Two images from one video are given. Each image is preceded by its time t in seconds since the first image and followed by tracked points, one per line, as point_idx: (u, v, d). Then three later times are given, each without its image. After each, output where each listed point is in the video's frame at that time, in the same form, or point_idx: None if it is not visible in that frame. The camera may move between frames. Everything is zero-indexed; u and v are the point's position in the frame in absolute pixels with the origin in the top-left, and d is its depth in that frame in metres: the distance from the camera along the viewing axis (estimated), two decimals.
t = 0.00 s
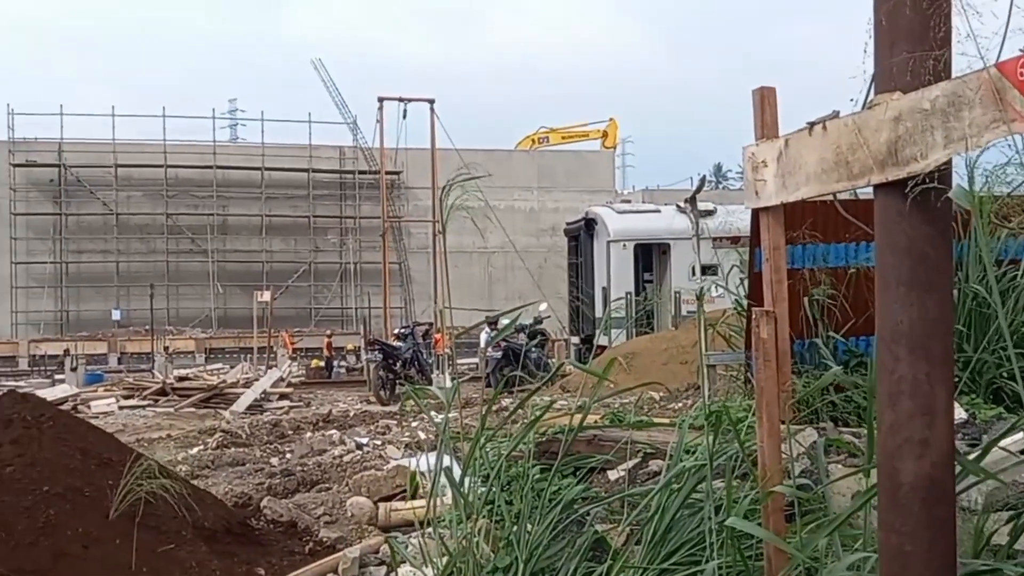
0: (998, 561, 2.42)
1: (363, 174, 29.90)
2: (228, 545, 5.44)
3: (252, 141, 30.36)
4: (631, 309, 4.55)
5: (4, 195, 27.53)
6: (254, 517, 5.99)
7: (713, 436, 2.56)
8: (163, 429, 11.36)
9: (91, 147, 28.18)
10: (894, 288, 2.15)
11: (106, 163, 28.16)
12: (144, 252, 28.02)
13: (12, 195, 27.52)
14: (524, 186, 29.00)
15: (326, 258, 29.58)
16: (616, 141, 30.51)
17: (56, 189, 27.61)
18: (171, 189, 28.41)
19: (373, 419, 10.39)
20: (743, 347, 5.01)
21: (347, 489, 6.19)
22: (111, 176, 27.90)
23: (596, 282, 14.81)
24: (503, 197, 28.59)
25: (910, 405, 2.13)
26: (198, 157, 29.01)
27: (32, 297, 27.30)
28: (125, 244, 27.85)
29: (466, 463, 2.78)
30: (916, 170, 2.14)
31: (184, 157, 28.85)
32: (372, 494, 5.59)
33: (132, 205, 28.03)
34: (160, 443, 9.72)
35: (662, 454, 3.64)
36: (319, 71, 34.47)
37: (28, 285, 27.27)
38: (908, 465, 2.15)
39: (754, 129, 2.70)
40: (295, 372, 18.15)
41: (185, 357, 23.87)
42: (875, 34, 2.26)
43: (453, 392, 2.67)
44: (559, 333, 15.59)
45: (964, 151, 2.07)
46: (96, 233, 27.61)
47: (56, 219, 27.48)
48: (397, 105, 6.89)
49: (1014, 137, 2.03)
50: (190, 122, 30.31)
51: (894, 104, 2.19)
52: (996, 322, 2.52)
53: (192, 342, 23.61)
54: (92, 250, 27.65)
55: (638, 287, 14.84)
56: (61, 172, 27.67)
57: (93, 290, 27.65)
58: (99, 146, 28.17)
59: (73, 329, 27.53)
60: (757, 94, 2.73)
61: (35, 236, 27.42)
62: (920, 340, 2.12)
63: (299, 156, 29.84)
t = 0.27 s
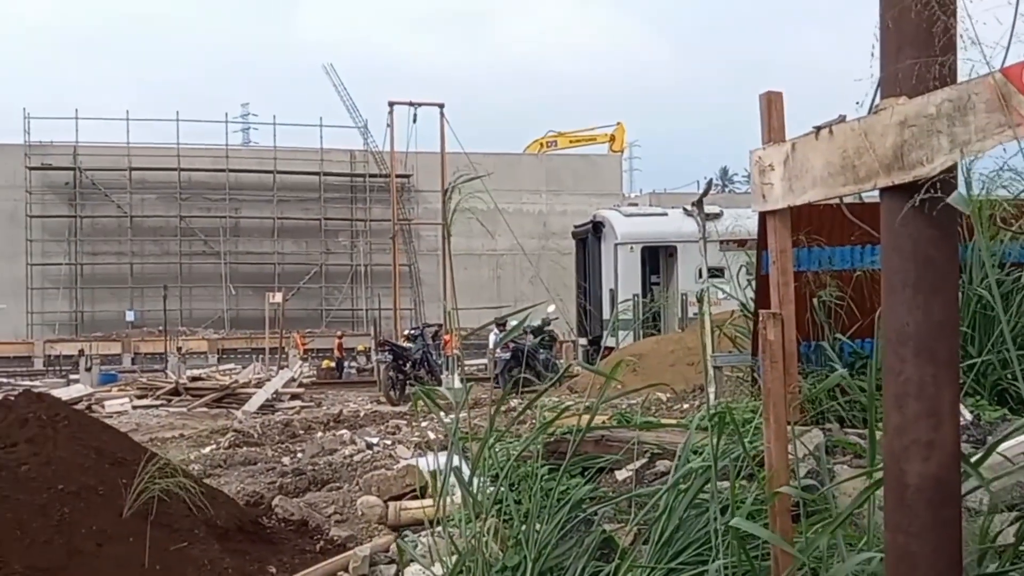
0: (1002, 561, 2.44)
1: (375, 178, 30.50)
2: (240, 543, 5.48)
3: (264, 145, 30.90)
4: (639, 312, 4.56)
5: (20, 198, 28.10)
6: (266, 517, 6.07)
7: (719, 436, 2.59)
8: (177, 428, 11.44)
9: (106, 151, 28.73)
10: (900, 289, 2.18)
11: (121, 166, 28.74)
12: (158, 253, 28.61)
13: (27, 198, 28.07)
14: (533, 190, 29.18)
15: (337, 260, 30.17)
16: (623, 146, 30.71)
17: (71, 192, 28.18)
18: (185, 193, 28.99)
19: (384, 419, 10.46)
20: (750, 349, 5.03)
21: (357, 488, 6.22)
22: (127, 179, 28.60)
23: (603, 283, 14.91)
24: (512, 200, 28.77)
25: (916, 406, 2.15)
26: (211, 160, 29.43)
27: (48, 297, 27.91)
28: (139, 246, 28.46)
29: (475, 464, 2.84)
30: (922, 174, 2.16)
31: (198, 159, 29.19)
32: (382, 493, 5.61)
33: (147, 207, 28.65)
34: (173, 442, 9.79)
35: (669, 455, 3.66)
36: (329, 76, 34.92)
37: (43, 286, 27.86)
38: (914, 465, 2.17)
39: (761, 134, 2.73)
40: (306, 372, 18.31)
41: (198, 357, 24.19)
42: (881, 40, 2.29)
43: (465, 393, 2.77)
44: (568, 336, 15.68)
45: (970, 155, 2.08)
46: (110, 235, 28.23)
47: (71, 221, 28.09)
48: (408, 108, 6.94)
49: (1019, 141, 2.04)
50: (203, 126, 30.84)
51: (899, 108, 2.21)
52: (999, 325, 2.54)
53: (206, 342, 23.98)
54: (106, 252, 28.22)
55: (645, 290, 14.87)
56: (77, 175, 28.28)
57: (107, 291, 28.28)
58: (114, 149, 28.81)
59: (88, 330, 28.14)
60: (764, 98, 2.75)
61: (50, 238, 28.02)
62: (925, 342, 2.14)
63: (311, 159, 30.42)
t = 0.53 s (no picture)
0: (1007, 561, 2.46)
1: (385, 180, 30.72)
2: (252, 541, 5.51)
3: (276, 147, 31.21)
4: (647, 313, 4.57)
5: (35, 199, 28.56)
6: (277, 515, 6.11)
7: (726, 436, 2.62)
8: (189, 427, 11.51)
9: (120, 153, 29.11)
10: (906, 290, 2.20)
11: (134, 168, 29.12)
12: (171, 254, 28.87)
13: (42, 200, 28.52)
14: (541, 192, 29.25)
15: (347, 261, 30.40)
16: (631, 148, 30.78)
17: (85, 194, 28.64)
18: (197, 195, 29.39)
19: (394, 419, 10.50)
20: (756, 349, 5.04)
21: (367, 486, 6.25)
22: (139, 181, 28.99)
23: (610, 285, 14.92)
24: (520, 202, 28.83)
25: (922, 407, 2.17)
26: (223, 164, 29.87)
27: (63, 298, 28.25)
28: (152, 247, 28.77)
29: (484, 463, 2.87)
30: (929, 176, 2.18)
31: (211, 163, 29.77)
32: (392, 491, 5.65)
33: (160, 209, 29.01)
34: (185, 441, 9.84)
35: (676, 455, 3.69)
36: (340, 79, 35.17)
37: (58, 287, 28.23)
38: (920, 465, 2.18)
39: (767, 137, 2.74)
40: (317, 372, 18.39)
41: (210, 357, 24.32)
42: (886, 44, 2.30)
43: (473, 394, 2.78)
44: (576, 337, 15.71)
45: (974, 158, 2.10)
46: (124, 236, 28.58)
47: (86, 222, 28.49)
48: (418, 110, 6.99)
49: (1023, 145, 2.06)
50: (215, 128, 31.20)
51: (905, 112, 2.22)
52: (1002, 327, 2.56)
53: (218, 342, 24.11)
54: (120, 253, 28.57)
55: (652, 292, 14.88)
56: (90, 177, 28.69)
57: (121, 291, 28.62)
58: (128, 152, 29.16)
59: (101, 330, 28.51)
60: (770, 102, 2.77)
61: (65, 239, 28.43)
62: (931, 343, 2.16)
63: (322, 162, 30.72)
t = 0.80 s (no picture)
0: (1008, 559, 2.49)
1: (394, 181, 30.83)
2: (264, 537, 5.56)
3: (287, 149, 31.35)
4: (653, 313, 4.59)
5: (50, 199, 28.58)
6: (288, 512, 6.16)
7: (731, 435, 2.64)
8: (201, 425, 11.57)
9: (133, 154, 29.32)
10: (911, 291, 2.22)
11: (148, 169, 29.30)
12: (184, 254, 29.03)
13: (56, 200, 28.57)
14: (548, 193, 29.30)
15: (357, 261, 30.52)
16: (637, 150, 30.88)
17: (100, 195, 28.82)
18: (210, 195, 29.58)
19: (403, 417, 10.55)
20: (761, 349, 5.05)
21: (377, 483, 6.30)
22: (153, 182, 29.13)
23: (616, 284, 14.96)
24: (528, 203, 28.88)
25: (927, 407, 2.19)
26: (235, 165, 30.06)
27: (77, 297, 28.41)
28: (165, 247, 28.94)
29: (492, 461, 2.91)
30: (933, 178, 2.20)
31: (222, 163, 29.86)
32: (400, 489, 5.68)
33: (173, 209, 29.22)
34: (197, 439, 9.90)
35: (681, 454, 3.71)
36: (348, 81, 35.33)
37: (73, 286, 28.34)
38: (924, 464, 2.21)
39: (772, 139, 2.76)
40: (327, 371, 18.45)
41: (221, 356, 24.38)
42: (892, 48, 2.32)
43: (481, 392, 2.81)
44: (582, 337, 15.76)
45: (977, 161, 2.12)
46: (138, 236, 28.77)
47: (101, 222, 28.63)
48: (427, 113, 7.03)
49: None
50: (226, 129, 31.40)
51: (909, 114, 2.25)
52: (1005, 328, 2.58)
53: (230, 341, 24.19)
54: (134, 253, 28.72)
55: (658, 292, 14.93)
56: (105, 178, 28.87)
57: (134, 291, 28.76)
58: (141, 153, 29.37)
59: (116, 329, 28.72)
60: (775, 104, 2.78)
61: (80, 239, 28.53)
62: (935, 343, 2.18)
63: (332, 163, 30.90)
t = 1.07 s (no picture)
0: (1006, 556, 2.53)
1: (403, 182, 30.95)
2: (275, 532, 5.61)
3: (298, 149, 31.48)
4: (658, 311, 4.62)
5: (65, 199, 28.67)
6: (299, 507, 6.21)
7: (735, 433, 2.68)
8: (213, 422, 11.64)
9: (147, 154, 29.50)
10: (913, 290, 2.25)
11: (161, 170, 29.48)
12: (196, 253, 29.15)
13: (71, 200, 28.67)
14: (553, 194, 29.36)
15: (366, 261, 30.64)
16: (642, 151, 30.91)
17: (115, 195, 28.97)
18: (222, 195, 29.78)
19: (411, 414, 10.61)
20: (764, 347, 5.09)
21: (386, 480, 6.35)
22: (166, 182, 29.33)
23: (621, 284, 15.00)
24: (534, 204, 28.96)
25: (929, 404, 2.23)
26: (246, 165, 30.22)
27: (91, 296, 28.52)
28: (178, 246, 29.08)
29: (500, 458, 2.96)
30: (934, 179, 2.23)
31: (234, 164, 30.14)
32: (409, 484, 5.73)
33: (186, 209, 29.41)
34: (209, 435, 9.97)
35: (686, 451, 3.75)
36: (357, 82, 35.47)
37: (87, 284, 28.46)
38: (927, 461, 2.24)
39: (777, 140, 2.79)
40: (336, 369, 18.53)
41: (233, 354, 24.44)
42: (894, 51, 2.36)
43: (488, 390, 2.85)
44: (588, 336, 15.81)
45: (978, 162, 2.16)
46: (151, 236, 28.91)
47: (114, 222, 28.74)
48: (436, 113, 7.07)
49: None
50: (238, 130, 31.56)
51: (911, 116, 2.28)
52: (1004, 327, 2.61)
53: (241, 339, 24.28)
54: (147, 252, 28.83)
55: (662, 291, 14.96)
56: (119, 178, 28.99)
57: (148, 290, 28.87)
58: (155, 154, 29.55)
59: (129, 327, 28.78)
60: (780, 106, 2.81)
61: (94, 239, 28.61)
62: (938, 341, 2.21)
63: (343, 163, 31.04)
